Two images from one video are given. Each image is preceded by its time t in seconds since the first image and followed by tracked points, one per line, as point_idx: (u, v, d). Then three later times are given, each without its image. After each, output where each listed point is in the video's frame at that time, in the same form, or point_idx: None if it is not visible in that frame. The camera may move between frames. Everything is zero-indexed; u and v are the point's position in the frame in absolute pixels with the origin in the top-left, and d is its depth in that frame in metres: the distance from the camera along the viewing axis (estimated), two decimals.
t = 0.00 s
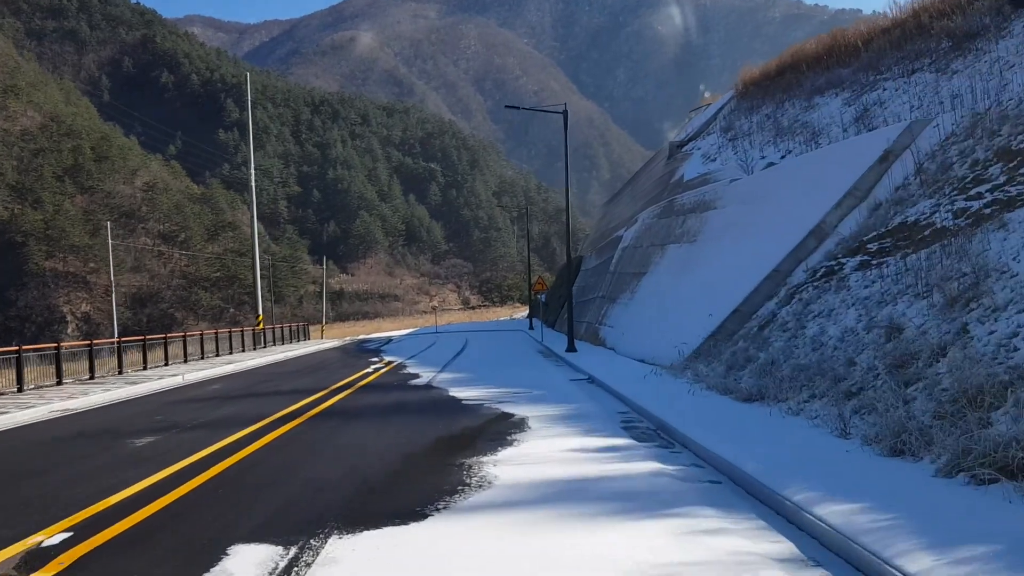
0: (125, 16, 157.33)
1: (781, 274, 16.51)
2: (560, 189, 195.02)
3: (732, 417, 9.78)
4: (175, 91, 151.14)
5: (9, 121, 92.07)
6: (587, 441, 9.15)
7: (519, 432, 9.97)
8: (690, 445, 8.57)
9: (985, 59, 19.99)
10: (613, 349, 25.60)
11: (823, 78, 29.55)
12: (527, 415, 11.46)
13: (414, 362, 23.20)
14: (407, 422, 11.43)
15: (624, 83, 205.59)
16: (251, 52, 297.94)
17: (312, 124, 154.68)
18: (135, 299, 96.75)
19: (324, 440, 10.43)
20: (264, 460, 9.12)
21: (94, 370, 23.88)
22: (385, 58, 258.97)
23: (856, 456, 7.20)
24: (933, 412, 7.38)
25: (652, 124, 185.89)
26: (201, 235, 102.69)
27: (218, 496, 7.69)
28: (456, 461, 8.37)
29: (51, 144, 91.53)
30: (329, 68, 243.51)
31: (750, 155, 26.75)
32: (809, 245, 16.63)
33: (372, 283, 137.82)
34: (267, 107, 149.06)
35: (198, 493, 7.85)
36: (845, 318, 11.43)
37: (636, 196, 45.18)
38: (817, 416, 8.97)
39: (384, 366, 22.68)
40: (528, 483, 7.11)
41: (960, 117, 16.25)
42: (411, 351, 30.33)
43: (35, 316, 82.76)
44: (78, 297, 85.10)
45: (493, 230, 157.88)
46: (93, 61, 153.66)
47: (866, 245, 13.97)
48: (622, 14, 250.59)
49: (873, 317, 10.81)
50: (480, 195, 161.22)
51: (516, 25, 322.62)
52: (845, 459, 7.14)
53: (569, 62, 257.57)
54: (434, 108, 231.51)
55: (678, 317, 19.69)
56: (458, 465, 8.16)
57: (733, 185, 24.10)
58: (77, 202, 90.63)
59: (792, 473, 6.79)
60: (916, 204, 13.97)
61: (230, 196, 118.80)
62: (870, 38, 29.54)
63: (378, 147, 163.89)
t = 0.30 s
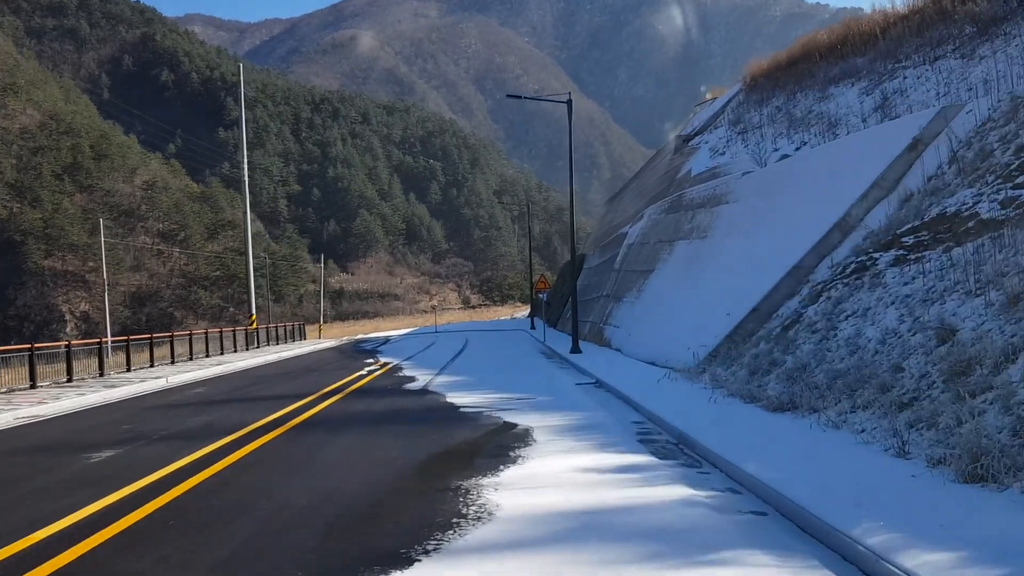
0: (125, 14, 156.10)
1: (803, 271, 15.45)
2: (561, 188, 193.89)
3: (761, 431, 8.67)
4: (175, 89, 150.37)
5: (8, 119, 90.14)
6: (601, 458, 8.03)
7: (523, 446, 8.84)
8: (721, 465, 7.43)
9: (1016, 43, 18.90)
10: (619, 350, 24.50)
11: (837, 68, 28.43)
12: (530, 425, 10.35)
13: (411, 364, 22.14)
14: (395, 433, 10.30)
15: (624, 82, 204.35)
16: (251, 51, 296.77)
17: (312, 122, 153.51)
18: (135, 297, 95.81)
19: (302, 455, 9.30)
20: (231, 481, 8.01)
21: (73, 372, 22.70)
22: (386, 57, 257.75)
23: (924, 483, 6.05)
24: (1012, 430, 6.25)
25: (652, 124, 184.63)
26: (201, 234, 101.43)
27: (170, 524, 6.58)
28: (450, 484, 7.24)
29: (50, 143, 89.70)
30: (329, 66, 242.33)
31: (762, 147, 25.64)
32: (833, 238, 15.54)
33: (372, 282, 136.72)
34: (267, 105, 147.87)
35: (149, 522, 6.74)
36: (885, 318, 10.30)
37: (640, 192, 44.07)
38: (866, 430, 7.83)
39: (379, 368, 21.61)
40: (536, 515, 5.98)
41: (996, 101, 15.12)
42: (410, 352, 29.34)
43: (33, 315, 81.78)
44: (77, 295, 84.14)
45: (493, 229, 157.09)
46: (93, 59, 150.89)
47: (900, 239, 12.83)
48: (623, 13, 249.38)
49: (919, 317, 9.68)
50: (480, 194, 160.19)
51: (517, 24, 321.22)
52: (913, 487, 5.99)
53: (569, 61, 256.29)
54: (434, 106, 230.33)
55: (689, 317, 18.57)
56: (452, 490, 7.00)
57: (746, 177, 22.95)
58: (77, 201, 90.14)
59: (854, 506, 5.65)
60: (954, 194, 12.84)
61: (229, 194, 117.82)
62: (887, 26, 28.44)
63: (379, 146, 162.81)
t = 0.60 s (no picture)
0: (124, 13, 156.74)
1: (828, 267, 14.39)
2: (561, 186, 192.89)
3: (801, 447, 7.59)
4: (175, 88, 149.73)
5: (7, 117, 89.61)
6: (617, 480, 6.96)
7: (528, 465, 7.77)
8: (761, 491, 6.35)
9: None
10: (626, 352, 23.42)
11: (852, 57, 27.31)
12: (534, 436, 9.29)
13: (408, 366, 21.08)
14: (382, 447, 9.20)
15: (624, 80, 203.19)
16: (251, 49, 296.01)
17: (312, 121, 152.47)
18: (133, 296, 94.70)
19: (276, 474, 8.19)
20: (192, 508, 6.91)
21: (49, 374, 21.55)
22: (386, 55, 256.79)
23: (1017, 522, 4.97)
24: None
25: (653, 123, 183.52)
26: (200, 232, 100.36)
27: (112, 565, 5.53)
28: (442, 515, 6.15)
29: (49, 140, 88.94)
30: (329, 65, 241.37)
31: (774, 138, 24.53)
32: (860, 232, 14.48)
33: (371, 281, 135.57)
34: (266, 103, 146.84)
35: (89, 560, 5.68)
36: (933, 318, 9.21)
37: (644, 188, 42.91)
38: (928, 448, 6.75)
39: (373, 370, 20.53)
40: (549, 562, 4.93)
41: None
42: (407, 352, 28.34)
43: (32, 315, 79.77)
44: (75, 295, 82.67)
45: (494, 228, 156.97)
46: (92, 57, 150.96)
47: (940, 231, 11.73)
48: (623, 11, 248.35)
49: (975, 318, 8.58)
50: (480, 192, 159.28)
51: (517, 22, 320.14)
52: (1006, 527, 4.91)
53: (570, 60, 255.07)
54: (435, 104, 229.50)
55: (702, 316, 17.49)
56: (446, 524, 5.89)
57: (758, 170, 21.85)
58: (75, 199, 89.73)
59: (942, 552, 4.58)
60: (997, 182, 11.74)
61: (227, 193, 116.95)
62: (903, 13, 27.33)
63: (379, 144, 161.89)
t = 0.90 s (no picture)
0: (123, 11, 155.30)
1: (856, 263, 13.34)
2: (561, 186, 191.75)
3: (853, 470, 6.54)
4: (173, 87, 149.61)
5: (4, 115, 88.28)
6: (639, 509, 5.90)
7: (534, 490, 6.66)
8: (818, 531, 5.26)
9: None
10: (632, 354, 22.38)
11: (866, 47, 26.19)
12: (539, 451, 8.25)
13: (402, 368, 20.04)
14: (367, 464, 8.10)
15: (624, 79, 201.96)
16: (251, 49, 294.88)
17: (311, 120, 151.48)
18: (131, 295, 93.78)
19: (242, 501, 7.07)
20: (134, 545, 5.81)
21: (21, 377, 20.40)
22: (386, 55, 255.65)
23: None
24: None
25: (653, 122, 182.49)
26: (198, 231, 99.32)
27: None
28: (432, 563, 5.04)
29: (46, 139, 87.75)
30: (329, 64, 240.24)
31: (786, 129, 23.43)
32: (889, 225, 13.43)
33: (371, 280, 134.51)
34: (264, 102, 145.77)
35: None
36: (994, 320, 8.10)
37: (648, 185, 41.75)
38: (1015, 475, 5.67)
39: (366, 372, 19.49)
40: None
41: None
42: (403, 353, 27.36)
43: (29, 313, 78.89)
44: (74, 294, 82.18)
45: (493, 227, 155.24)
46: (90, 56, 149.38)
47: (987, 221, 10.60)
48: (623, 10, 247.19)
49: None
50: (480, 191, 158.12)
51: (516, 22, 319.26)
52: None
53: (569, 59, 253.77)
54: (434, 104, 228.32)
55: (716, 316, 16.44)
56: None
57: (771, 162, 20.76)
58: (74, 198, 88.74)
59: None
60: None
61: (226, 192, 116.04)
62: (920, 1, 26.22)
63: (378, 143, 160.86)
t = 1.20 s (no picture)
0: (121, 9, 153.69)
1: (888, 258, 12.48)
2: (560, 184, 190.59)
3: (922, 499, 5.57)
4: (172, 86, 149.13)
5: (2, 113, 85.49)
6: (674, 551, 4.96)
7: (547, 520, 5.73)
8: None
9: None
10: (638, 356, 21.28)
11: (883, 34, 25.10)
12: (549, 471, 7.19)
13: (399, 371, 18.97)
14: (356, 482, 7.19)
15: (623, 78, 200.73)
16: (249, 47, 292.93)
17: (310, 118, 150.26)
18: (129, 294, 92.97)
19: (195, 533, 6.01)
20: None
21: None
22: (385, 53, 254.01)
23: None
24: None
25: (653, 120, 181.49)
26: (196, 229, 98.46)
27: None
28: None
29: (44, 136, 86.33)
30: (329, 62, 238.47)
31: (801, 119, 22.38)
32: (924, 218, 12.51)
33: (370, 279, 133.43)
34: (263, 100, 144.51)
35: None
36: None
37: (652, 181, 40.52)
38: None
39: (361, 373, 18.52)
40: None
41: None
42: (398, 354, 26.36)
43: (26, 313, 77.82)
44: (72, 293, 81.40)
45: (493, 225, 153.81)
46: (89, 54, 146.14)
47: None
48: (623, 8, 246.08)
49: None
50: (480, 189, 156.80)
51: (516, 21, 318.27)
52: None
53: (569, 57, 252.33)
54: (434, 102, 227.02)
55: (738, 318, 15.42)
56: None
57: (787, 152, 19.64)
58: (71, 196, 87.55)
59: None
60: None
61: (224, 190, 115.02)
62: None
63: (377, 141, 159.62)
